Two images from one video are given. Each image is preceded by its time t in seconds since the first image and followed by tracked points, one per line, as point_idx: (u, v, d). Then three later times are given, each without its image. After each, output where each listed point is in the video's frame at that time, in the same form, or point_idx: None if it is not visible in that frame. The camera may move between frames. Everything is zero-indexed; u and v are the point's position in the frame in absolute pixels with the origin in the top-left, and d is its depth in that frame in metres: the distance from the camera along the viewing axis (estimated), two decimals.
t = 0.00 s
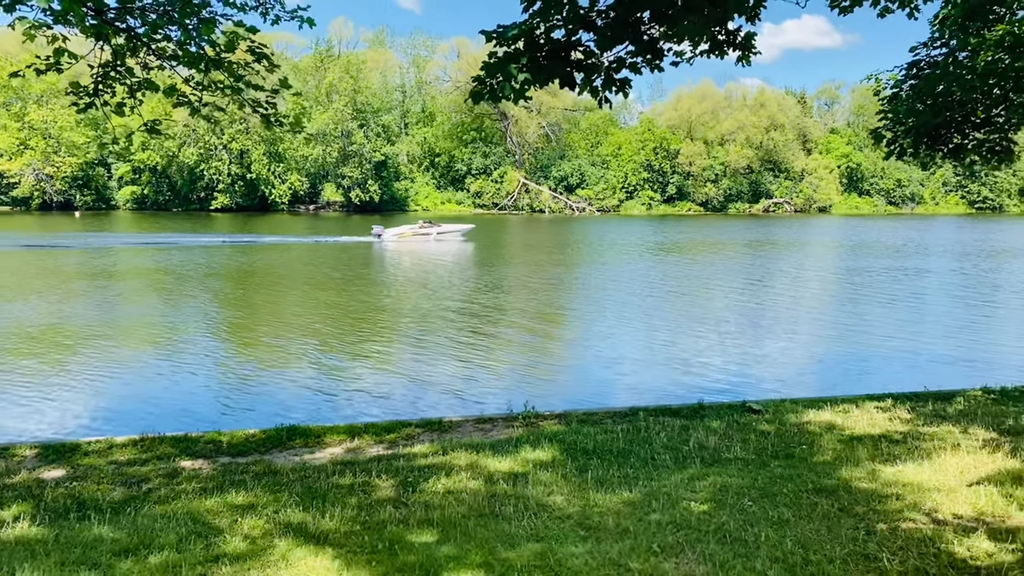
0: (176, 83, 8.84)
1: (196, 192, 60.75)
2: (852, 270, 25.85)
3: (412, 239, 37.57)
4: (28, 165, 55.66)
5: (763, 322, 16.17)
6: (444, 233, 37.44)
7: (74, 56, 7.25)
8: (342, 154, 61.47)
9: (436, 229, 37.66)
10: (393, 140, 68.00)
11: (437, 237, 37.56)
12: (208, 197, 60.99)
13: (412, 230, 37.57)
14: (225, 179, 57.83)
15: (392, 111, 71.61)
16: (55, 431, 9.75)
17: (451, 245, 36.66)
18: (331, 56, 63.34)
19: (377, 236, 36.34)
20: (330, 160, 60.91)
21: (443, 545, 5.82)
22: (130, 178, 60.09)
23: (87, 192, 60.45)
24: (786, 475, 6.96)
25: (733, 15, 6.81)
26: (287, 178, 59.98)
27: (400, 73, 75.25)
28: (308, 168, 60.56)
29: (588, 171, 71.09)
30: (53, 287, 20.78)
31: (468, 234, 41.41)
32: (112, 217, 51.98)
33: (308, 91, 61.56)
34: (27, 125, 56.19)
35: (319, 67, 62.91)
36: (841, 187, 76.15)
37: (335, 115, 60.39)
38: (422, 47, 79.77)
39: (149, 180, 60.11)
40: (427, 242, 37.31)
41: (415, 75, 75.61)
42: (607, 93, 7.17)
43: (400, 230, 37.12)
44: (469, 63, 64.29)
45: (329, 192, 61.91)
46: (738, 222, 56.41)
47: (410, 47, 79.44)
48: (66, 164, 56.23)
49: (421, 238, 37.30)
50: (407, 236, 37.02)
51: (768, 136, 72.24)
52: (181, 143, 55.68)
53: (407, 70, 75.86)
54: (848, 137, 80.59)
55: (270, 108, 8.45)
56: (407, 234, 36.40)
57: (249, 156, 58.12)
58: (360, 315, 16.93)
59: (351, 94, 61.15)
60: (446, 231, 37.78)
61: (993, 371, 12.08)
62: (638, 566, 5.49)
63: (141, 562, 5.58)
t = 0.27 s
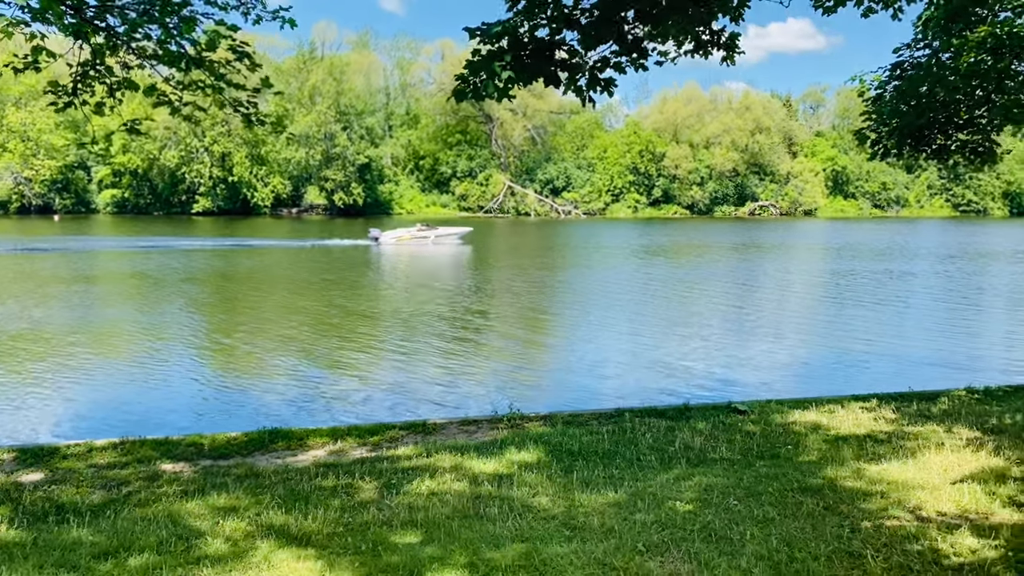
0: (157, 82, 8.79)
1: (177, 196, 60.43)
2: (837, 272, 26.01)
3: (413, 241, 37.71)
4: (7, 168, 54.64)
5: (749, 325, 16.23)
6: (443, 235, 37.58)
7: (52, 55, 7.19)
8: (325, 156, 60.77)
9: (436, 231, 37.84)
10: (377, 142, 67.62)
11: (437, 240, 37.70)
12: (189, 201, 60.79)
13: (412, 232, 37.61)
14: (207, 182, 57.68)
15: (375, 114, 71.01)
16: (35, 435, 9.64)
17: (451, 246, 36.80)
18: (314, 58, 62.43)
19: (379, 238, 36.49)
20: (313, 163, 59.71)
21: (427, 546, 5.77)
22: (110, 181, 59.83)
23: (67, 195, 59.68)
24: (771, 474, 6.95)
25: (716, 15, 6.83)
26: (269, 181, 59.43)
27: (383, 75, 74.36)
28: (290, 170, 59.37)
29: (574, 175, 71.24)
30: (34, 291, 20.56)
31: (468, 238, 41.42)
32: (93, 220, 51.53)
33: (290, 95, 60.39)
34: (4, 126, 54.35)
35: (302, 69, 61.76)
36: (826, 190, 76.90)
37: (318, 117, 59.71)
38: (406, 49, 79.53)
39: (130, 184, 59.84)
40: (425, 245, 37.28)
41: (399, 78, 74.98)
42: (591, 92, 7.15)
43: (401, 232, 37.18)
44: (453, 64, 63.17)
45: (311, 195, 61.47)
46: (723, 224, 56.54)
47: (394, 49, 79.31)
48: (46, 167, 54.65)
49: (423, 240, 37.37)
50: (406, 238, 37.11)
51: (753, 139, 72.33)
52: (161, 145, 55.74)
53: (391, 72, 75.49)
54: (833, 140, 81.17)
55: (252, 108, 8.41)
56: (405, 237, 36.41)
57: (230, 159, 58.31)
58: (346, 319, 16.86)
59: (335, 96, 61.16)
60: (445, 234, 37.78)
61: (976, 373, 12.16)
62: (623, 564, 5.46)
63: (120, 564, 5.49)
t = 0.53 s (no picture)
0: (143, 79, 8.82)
1: (164, 200, 60.16)
2: (821, 273, 26.24)
3: (413, 244, 37.86)
4: None
5: (735, 326, 16.34)
6: (444, 237, 37.80)
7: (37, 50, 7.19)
8: (311, 159, 60.65)
9: (437, 234, 38.08)
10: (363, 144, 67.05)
11: (438, 243, 37.92)
12: (176, 204, 60.54)
13: (412, 234, 37.74)
14: (193, 185, 57.34)
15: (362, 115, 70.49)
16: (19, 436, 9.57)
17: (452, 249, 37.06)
18: (300, 60, 63.08)
19: (380, 241, 36.64)
20: (300, 165, 59.23)
21: (415, 538, 5.77)
22: (96, 185, 59.45)
23: (53, 198, 59.05)
24: (758, 466, 7.00)
25: (702, 9, 6.91)
26: (256, 183, 59.10)
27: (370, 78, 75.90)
28: (277, 173, 59.12)
29: (561, 177, 70.51)
30: (18, 293, 20.41)
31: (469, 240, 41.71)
32: (78, 224, 51.14)
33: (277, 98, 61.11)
34: None
35: (288, 72, 62.02)
36: (810, 192, 77.70)
37: (304, 120, 59.45)
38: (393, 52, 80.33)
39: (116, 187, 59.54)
40: (426, 248, 37.49)
41: (386, 80, 76.31)
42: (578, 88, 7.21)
43: (401, 234, 37.33)
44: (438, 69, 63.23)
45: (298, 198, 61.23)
46: (709, 226, 57.12)
47: (380, 52, 79.88)
48: (31, 169, 52.84)
49: (423, 243, 37.57)
50: (406, 241, 37.28)
51: (739, 142, 73.91)
52: (147, 147, 56.14)
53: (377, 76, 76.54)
54: (816, 143, 81.91)
55: (238, 104, 8.44)
56: (405, 240, 36.57)
57: (217, 162, 58.02)
58: (333, 321, 16.84)
59: (321, 99, 61.27)
60: (445, 237, 38.02)
61: (959, 372, 12.30)
62: (611, 553, 5.49)
63: (107, 558, 5.45)
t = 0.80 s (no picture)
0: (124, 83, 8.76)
1: (146, 203, 59.43)
2: (805, 274, 26.40)
3: (411, 246, 37.91)
4: None
5: (721, 326, 16.40)
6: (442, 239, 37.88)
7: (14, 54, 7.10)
8: (295, 161, 60.40)
9: (434, 236, 38.18)
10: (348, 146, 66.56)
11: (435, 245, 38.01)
12: (158, 207, 59.70)
13: (410, 237, 37.80)
14: (176, 188, 56.63)
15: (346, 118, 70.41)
16: None
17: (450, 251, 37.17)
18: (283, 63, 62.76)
19: (379, 243, 36.73)
20: (283, 168, 59.44)
21: (400, 545, 5.74)
22: (77, 188, 58.43)
23: (32, 202, 57.94)
24: (742, 468, 7.02)
25: (684, 14, 6.93)
26: (240, 186, 58.20)
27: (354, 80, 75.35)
28: (261, 176, 58.84)
29: (545, 179, 70.77)
30: None
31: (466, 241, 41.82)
32: (58, 228, 50.49)
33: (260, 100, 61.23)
34: None
35: (271, 74, 62.16)
36: (793, 193, 78.15)
37: (288, 122, 59.76)
38: (377, 54, 79.95)
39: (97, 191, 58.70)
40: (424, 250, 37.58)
41: (370, 82, 75.84)
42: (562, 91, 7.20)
43: (399, 237, 37.36)
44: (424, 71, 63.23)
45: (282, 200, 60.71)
46: (693, 227, 57.28)
47: (364, 53, 79.47)
48: (12, 173, 52.66)
49: (422, 245, 37.64)
50: (405, 243, 37.35)
51: (722, 143, 74.19)
52: (130, 151, 56.18)
53: (361, 78, 76.05)
54: (800, 143, 82.40)
55: (219, 108, 8.39)
56: (404, 242, 36.62)
57: (200, 164, 57.71)
58: (318, 324, 16.75)
59: (305, 101, 60.89)
60: (443, 239, 38.12)
61: (941, 371, 12.39)
62: (596, 558, 5.49)
63: (89, 569, 5.39)
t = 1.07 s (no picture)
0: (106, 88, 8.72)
1: (130, 208, 58.95)
2: (790, 274, 26.56)
3: (410, 249, 37.93)
4: None
5: (707, 327, 16.46)
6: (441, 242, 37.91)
7: None
8: (280, 165, 60.13)
9: (433, 238, 38.24)
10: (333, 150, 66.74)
11: (435, 248, 38.04)
12: (142, 212, 59.35)
13: (409, 240, 37.85)
14: (159, 193, 56.09)
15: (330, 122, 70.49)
16: None
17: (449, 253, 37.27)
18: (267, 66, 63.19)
19: (377, 246, 36.78)
20: (267, 172, 59.03)
21: (387, 552, 5.72)
22: (59, 194, 57.61)
23: (14, 208, 57.28)
24: (729, 470, 7.05)
25: (667, 17, 6.95)
26: (224, 191, 58.31)
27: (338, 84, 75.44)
28: (245, 180, 58.54)
29: (531, 181, 71.60)
30: None
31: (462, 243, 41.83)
32: (40, 233, 49.95)
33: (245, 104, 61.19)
34: None
35: (255, 78, 62.57)
36: (777, 195, 78.69)
37: (273, 126, 59.72)
38: (361, 57, 79.98)
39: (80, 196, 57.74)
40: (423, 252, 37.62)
41: (354, 86, 75.89)
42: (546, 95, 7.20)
43: (398, 240, 37.37)
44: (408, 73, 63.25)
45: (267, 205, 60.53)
46: (678, 228, 57.53)
47: (348, 57, 79.45)
48: None
49: (420, 248, 37.69)
50: (404, 247, 37.38)
51: (707, 144, 74.33)
52: (113, 156, 55.42)
53: (345, 81, 76.05)
54: (783, 145, 83.00)
55: (202, 113, 8.36)
56: (403, 245, 36.68)
57: (184, 169, 56.93)
58: (304, 329, 16.70)
59: (289, 105, 60.57)
60: (442, 241, 38.16)
61: (923, 370, 12.50)
62: (583, 562, 5.49)
63: None
